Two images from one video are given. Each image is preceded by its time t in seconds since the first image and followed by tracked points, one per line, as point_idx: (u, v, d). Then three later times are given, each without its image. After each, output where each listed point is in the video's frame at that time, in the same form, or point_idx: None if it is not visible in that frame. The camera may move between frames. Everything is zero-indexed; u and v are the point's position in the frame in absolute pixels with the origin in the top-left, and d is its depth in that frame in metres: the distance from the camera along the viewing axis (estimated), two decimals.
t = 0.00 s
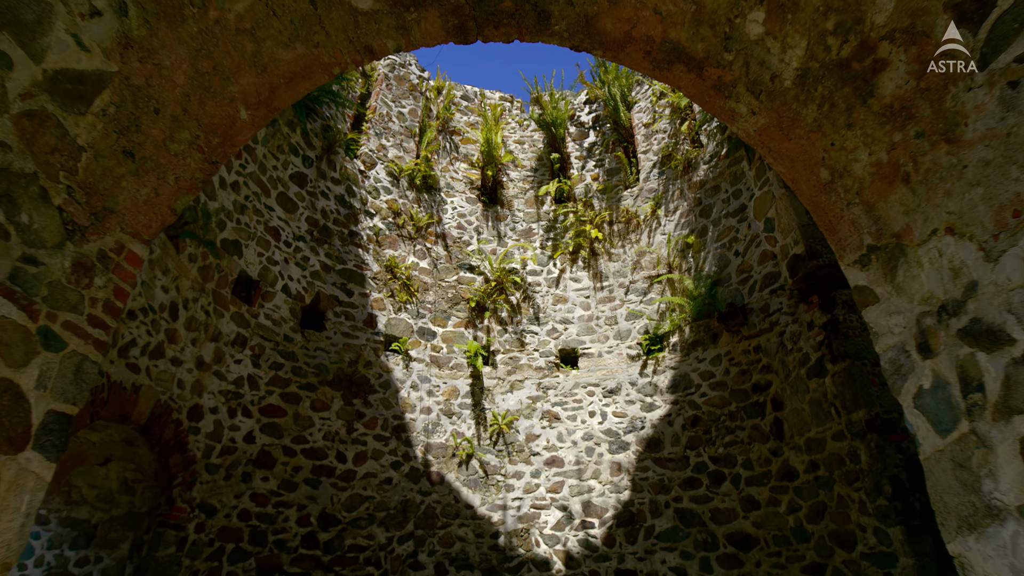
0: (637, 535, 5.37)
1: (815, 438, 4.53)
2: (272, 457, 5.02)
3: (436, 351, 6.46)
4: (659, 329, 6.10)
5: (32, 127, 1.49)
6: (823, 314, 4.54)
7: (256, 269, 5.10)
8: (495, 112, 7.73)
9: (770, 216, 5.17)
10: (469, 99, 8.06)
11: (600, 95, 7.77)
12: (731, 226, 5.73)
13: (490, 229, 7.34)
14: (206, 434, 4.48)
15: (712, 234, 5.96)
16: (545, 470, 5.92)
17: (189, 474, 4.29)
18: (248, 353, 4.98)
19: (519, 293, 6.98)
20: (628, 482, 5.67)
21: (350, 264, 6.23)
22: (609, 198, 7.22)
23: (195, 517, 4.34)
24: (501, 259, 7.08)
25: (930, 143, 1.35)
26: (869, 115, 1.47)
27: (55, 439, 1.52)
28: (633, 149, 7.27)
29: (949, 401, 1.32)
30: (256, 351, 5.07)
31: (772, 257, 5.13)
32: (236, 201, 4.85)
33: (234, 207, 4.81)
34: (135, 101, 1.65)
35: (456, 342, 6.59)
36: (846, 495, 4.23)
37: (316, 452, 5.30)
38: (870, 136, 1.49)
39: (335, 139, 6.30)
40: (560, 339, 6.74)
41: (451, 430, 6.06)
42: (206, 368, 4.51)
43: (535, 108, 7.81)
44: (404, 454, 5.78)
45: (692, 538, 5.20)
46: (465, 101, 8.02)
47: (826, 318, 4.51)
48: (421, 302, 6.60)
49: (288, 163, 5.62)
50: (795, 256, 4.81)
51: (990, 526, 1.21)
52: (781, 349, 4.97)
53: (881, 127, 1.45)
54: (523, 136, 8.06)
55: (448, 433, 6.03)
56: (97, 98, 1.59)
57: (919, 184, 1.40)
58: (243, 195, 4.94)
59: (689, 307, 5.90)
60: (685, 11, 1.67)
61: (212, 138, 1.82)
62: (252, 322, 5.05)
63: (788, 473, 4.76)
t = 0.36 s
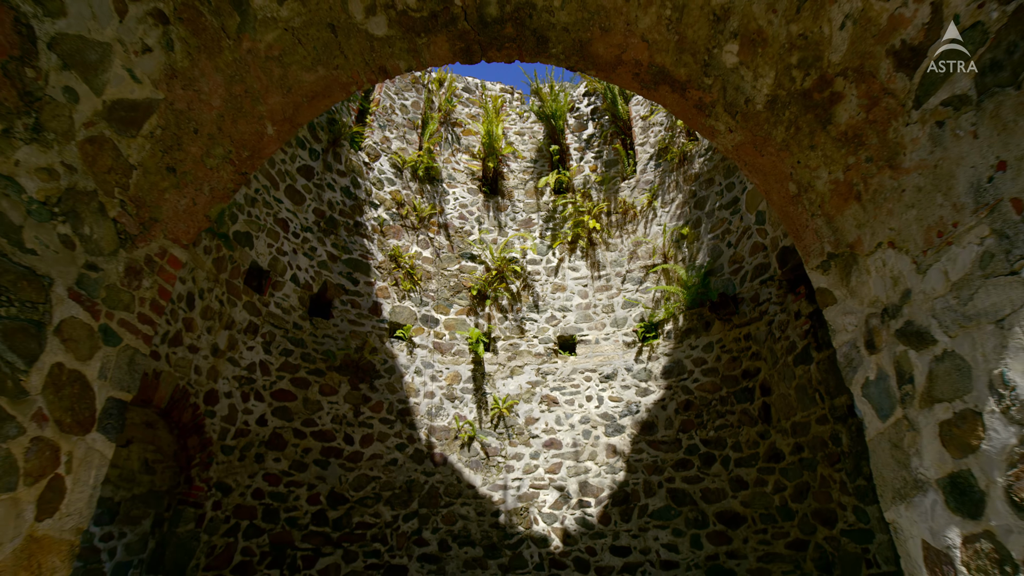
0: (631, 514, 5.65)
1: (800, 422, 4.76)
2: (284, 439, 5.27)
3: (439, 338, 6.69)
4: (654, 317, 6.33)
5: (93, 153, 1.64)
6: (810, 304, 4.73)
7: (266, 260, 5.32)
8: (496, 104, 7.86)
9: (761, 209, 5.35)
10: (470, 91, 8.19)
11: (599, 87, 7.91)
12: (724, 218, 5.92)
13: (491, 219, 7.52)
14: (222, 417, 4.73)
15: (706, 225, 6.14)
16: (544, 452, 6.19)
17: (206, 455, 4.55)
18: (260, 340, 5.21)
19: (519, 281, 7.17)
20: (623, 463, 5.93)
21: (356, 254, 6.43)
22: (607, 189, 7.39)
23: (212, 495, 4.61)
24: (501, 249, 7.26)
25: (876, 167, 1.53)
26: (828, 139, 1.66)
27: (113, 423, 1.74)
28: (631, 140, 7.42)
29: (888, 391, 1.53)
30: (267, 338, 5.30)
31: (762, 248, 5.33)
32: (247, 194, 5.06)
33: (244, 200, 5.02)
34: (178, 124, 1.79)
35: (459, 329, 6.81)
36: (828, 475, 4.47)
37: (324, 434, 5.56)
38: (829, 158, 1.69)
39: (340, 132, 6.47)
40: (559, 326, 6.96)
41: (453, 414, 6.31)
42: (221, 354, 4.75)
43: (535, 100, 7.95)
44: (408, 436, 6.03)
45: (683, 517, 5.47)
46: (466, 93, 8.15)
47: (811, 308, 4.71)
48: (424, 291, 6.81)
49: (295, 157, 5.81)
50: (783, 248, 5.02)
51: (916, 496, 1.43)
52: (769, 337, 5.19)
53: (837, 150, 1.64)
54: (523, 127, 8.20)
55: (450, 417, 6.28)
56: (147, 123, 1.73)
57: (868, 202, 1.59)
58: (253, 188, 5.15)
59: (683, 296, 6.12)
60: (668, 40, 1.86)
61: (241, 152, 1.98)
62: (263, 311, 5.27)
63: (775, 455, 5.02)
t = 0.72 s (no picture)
0: (626, 499, 5.93)
1: (786, 411, 5.01)
2: (294, 428, 5.53)
3: (442, 330, 6.93)
4: (649, 311, 6.56)
5: (145, 179, 1.82)
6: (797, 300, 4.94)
7: (276, 256, 5.55)
8: (496, 102, 8.04)
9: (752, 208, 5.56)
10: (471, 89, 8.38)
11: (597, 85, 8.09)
12: (716, 215, 6.13)
13: (491, 215, 7.72)
14: (236, 407, 4.98)
15: (699, 222, 6.36)
16: (543, 440, 6.45)
17: (223, 443, 4.80)
18: (271, 333, 5.45)
19: (519, 276, 7.37)
20: (619, 451, 6.19)
21: (361, 250, 6.66)
22: (604, 186, 7.61)
23: (228, 481, 4.87)
24: (502, 244, 7.46)
25: (831, 192, 1.75)
26: (792, 165, 1.89)
27: (161, 414, 1.98)
28: (628, 139, 7.62)
29: (838, 387, 1.77)
30: (278, 331, 5.54)
31: (752, 246, 5.55)
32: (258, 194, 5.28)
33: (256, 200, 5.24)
34: (216, 149, 2.01)
35: (460, 322, 7.05)
36: (811, 462, 4.74)
37: (333, 423, 5.83)
38: (794, 181, 1.91)
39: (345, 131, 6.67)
40: (558, 320, 7.20)
41: (456, 403, 6.55)
42: (235, 348, 4.98)
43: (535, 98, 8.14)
44: (413, 425, 6.29)
45: (676, 502, 5.75)
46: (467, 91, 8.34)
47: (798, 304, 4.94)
48: (427, 285, 7.04)
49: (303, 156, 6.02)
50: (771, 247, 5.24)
51: (858, 477, 1.66)
52: (758, 331, 5.42)
53: (800, 174, 1.87)
54: (523, 125, 8.38)
55: (453, 406, 6.53)
56: (189, 150, 1.93)
57: (825, 222, 1.81)
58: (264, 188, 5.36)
59: (676, 291, 6.36)
60: (653, 72, 2.10)
61: (269, 170, 2.22)
62: (274, 306, 5.50)
63: (762, 443, 5.28)
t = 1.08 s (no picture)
0: (621, 487, 6.19)
1: (774, 403, 5.26)
2: (304, 419, 5.79)
3: (444, 325, 7.16)
4: (644, 306, 6.79)
5: (186, 201, 2.04)
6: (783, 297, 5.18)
7: (285, 255, 5.77)
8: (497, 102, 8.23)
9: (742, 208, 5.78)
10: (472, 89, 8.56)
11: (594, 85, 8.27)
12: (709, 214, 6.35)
13: (492, 213, 7.94)
14: (249, 399, 5.22)
15: (693, 221, 6.57)
16: (542, 431, 6.70)
17: (236, 433, 5.05)
18: (281, 329, 5.69)
19: (519, 272, 7.60)
20: (615, 441, 6.44)
21: (366, 247, 6.89)
22: (602, 184, 7.81)
23: (242, 470, 5.13)
24: (502, 241, 7.68)
25: (796, 214, 1.98)
26: (764, 188, 2.11)
27: (199, 410, 2.22)
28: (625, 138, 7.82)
29: (801, 387, 2.00)
30: (288, 327, 5.77)
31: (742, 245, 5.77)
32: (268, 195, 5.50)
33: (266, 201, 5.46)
34: (246, 171, 2.23)
35: (462, 317, 7.29)
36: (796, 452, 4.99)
37: (340, 414, 6.07)
38: (766, 202, 2.13)
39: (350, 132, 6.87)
40: (556, 314, 7.43)
41: (458, 395, 6.79)
42: (247, 343, 5.22)
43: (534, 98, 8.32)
44: (417, 416, 6.54)
45: (669, 489, 6.01)
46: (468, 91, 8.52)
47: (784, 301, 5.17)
48: (430, 281, 7.26)
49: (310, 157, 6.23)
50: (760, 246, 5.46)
51: (816, 465, 1.90)
52: (748, 326, 5.65)
53: (771, 197, 2.09)
54: (523, 124, 8.57)
55: (455, 398, 6.77)
56: (223, 173, 2.15)
57: (791, 240, 2.04)
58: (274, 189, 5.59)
59: (670, 287, 6.59)
60: (641, 100, 2.32)
61: (291, 188, 2.45)
62: (284, 302, 5.73)
63: (751, 434, 5.56)
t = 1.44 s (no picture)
0: (618, 476, 6.45)
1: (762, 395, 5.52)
2: (313, 411, 6.04)
3: (447, 320, 7.39)
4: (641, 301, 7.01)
5: (221, 217, 2.26)
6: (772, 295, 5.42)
7: (294, 252, 6.00)
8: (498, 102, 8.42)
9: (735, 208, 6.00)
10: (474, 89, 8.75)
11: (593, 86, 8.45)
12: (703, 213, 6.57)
13: (493, 210, 8.15)
14: (261, 392, 5.46)
15: (688, 220, 6.79)
16: (541, 422, 6.94)
17: (250, 424, 5.31)
18: (291, 324, 5.93)
19: (519, 268, 7.81)
20: (611, 431, 6.68)
21: (372, 245, 7.11)
22: (600, 182, 8.00)
23: (255, 459, 5.39)
24: (503, 238, 7.90)
25: (771, 230, 2.20)
26: (743, 204, 2.33)
27: (232, 404, 2.45)
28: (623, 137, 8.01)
29: (774, 384, 2.23)
30: (297, 322, 6.01)
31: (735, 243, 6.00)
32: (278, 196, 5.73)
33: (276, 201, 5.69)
34: (272, 188, 2.44)
35: (464, 312, 7.51)
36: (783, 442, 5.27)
37: (347, 406, 6.32)
38: (745, 217, 2.35)
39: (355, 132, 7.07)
40: (556, 309, 7.64)
41: (460, 387, 7.04)
42: (260, 338, 5.46)
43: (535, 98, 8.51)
44: (421, 408, 6.78)
45: (663, 478, 6.28)
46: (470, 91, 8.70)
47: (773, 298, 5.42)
48: (433, 277, 7.48)
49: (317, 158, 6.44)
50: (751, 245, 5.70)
51: (786, 454, 2.14)
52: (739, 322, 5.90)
53: (749, 213, 2.31)
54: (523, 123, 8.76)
55: (458, 390, 7.01)
56: (253, 191, 2.36)
57: (767, 252, 2.26)
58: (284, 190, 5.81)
59: (666, 283, 6.81)
60: (633, 122, 2.54)
61: (312, 201, 2.67)
62: (293, 298, 5.96)
63: (742, 425, 5.94)
